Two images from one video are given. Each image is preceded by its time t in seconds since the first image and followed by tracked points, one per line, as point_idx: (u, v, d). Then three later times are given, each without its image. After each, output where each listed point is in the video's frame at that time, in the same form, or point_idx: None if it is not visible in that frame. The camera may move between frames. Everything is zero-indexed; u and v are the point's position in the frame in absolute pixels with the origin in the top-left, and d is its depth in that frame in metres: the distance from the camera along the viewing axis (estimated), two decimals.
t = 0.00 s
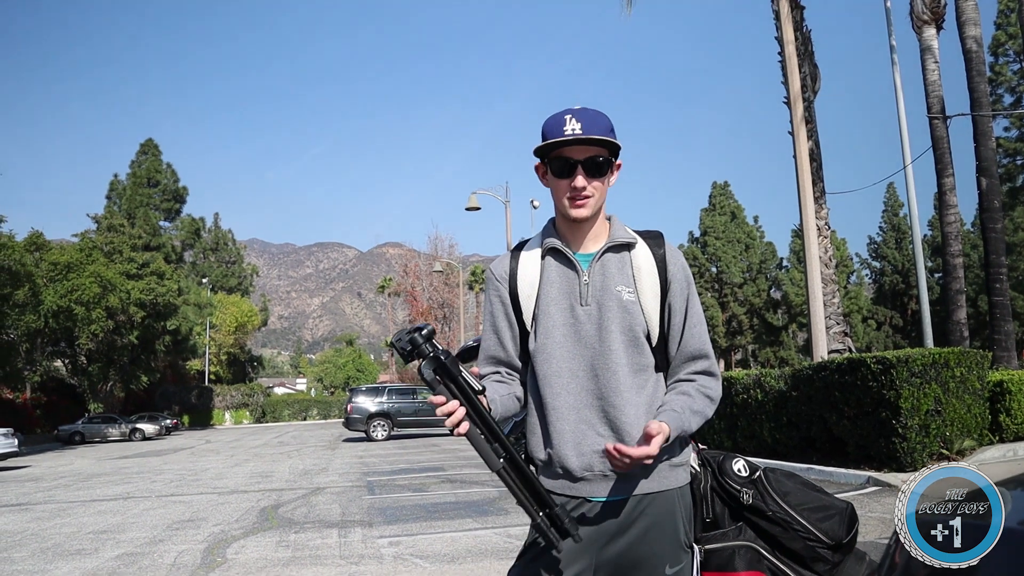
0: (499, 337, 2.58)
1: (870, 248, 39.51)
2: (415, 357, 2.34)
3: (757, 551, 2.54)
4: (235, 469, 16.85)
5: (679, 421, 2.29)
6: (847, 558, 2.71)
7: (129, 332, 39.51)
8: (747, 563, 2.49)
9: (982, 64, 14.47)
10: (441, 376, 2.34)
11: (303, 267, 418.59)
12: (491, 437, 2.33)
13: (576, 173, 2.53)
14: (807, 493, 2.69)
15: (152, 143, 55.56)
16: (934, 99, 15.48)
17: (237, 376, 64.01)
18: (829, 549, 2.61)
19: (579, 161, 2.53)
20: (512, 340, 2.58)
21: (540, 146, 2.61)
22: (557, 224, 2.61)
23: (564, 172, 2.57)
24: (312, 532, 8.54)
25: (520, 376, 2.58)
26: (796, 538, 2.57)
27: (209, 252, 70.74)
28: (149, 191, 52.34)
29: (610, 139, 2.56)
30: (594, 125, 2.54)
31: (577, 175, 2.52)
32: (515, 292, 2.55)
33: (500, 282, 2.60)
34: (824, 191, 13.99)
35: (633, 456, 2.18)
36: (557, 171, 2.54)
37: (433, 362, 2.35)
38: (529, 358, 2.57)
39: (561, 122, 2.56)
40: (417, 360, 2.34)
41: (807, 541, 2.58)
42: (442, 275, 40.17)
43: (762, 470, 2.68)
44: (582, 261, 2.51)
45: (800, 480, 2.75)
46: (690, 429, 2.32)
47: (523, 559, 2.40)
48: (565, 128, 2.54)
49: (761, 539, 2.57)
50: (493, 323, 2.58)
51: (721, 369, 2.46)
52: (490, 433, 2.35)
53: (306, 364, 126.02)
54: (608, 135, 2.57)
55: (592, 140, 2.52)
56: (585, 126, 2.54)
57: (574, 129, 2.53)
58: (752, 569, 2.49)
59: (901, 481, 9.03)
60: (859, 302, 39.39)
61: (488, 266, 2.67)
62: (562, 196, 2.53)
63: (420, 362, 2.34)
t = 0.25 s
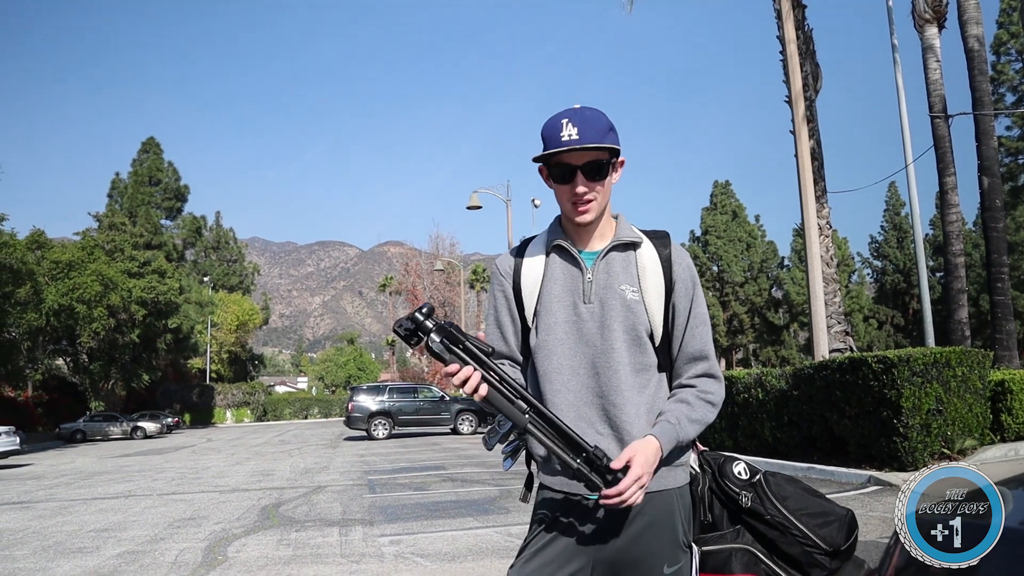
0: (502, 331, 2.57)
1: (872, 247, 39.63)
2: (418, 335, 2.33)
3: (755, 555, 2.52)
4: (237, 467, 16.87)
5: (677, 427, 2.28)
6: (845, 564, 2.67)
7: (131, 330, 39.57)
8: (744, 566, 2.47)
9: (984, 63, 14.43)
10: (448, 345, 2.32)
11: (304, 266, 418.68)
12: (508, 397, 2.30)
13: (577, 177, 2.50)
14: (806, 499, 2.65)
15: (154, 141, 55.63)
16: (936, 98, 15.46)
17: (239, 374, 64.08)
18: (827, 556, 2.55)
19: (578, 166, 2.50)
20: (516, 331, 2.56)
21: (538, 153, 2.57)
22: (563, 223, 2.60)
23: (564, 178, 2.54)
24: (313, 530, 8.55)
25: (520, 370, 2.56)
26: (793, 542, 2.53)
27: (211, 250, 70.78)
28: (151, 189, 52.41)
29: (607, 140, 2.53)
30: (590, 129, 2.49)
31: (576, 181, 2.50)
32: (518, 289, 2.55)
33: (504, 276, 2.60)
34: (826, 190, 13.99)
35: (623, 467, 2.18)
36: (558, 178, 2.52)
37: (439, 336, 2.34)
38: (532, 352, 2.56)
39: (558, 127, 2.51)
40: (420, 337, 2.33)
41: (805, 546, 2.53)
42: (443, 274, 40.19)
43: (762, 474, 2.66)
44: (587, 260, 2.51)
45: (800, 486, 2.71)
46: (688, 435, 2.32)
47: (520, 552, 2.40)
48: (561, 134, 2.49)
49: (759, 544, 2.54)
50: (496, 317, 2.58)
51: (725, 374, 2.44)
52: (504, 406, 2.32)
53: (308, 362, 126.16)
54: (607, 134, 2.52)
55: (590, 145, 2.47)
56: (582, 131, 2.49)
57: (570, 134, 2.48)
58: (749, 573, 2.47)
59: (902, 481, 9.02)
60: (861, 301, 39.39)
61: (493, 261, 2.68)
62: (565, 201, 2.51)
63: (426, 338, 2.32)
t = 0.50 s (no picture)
0: (506, 329, 2.57)
1: (873, 247, 39.70)
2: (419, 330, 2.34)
3: (755, 557, 2.52)
4: (237, 466, 16.87)
5: (680, 429, 2.28)
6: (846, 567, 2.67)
7: (131, 329, 39.57)
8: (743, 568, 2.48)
9: (985, 63, 14.38)
10: (450, 336, 2.33)
11: (305, 265, 418.66)
12: (511, 388, 2.30)
13: (581, 185, 2.49)
14: (807, 501, 2.64)
15: (155, 140, 55.65)
16: (937, 97, 15.43)
17: (240, 373, 64.09)
18: (827, 559, 2.54)
19: (583, 174, 2.47)
20: (520, 329, 2.56)
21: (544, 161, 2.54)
22: (568, 225, 2.60)
23: (570, 185, 2.52)
24: (314, 529, 8.55)
25: (524, 368, 2.56)
26: (793, 546, 2.53)
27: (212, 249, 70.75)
28: (151, 188, 52.42)
29: (614, 147, 2.50)
30: (595, 136, 2.46)
31: (582, 189, 2.48)
32: (523, 288, 2.55)
33: (508, 275, 2.61)
34: (827, 189, 13.99)
35: (621, 468, 2.17)
36: (563, 186, 2.50)
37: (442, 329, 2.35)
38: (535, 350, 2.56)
39: (562, 135, 2.48)
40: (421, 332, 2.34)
41: (805, 549, 2.53)
42: (443, 273, 40.17)
43: (763, 476, 2.65)
44: (592, 260, 2.51)
45: (801, 488, 2.70)
46: (691, 437, 2.31)
47: (520, 550, 2.39)
48: (565, 142, 2.47)
49: (759, 546, 2.55)
50: (500, 316, 2.58)
51: (728, 375, 2.44)
52: (510, 399, 2.32)
53: (309, 361, 126.12)
54: (612, 138, 2.49)
55: (594, 156, 2.44)
56: (586, 139, 2.46)
57: (574, 144, 2.46)
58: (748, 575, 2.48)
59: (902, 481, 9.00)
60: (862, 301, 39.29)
61: (498, 261, 2.68)
62: (570, 207, 2.50)
63: (428, 332, 2.33)
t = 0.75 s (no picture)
0: (508, 328, 2.57)
1: (874, 246, 39.70)
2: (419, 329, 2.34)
3: (756, 557, 2.52)
4: (237, 465, 16.87)
5: (682, 428, 2.27)
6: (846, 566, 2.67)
7: (132, 328, 39.57)
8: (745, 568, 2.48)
9: (987, 62, 14.37)
10: (451, 335, 2.33)
11: (306, 264, 418.69)
12: (511, 386, 2.30)
13: (583, 192, 2.47)
14: (809, 502, 2.63)
15: (156, 139, 55.68)
16: (939, 97, 15.42)
17: (240, 371, 64.11)
18: (827, 558, 2.54)
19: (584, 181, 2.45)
20: (523, 328, 2.56)
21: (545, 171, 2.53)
22: (570, 226, 2.59)
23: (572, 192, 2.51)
24: (314, 528, 8.55)
25: (526, 367, 2.56)
26: (794, 546, 2.53)
27: (213, 248, 70.70)
28: (152, 187, 52.44)
29: (617, 154, 2.48)
30: (595, 144, 2.45)
31: (583, 196, 2.47)
32: (526, 286, 2.55)
33: (511, 274, 2.60)
34: (828, 189, 13.99)
35: (620, 468, 2.17)
36: (566, 192, 2.49)
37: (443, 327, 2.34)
38: (538, 349, 2.56)
39: (563, 142, 2.47)
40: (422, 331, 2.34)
41: (806, 549, 2.53)
42: (444, 272, 40.15)
43: (764, 476, 2.65)
44: (596, 260, 2.51)
45: (802, 488, 2.70)
46: (694, 436, 2.31)
47: (522, 549, 2.39)
48: (566, 151, 2.45)
49: (760, 546, 2.55)
50: (503, 315, 2.57)
51: (730, 376, 2.44)
52: (513, 397, 2.32)
53: (310, 360, 126.19)
54: (614, 143, 2.48)
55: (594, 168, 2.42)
56: (587, 147, 2.44)
57: (574, 152, 2.45)
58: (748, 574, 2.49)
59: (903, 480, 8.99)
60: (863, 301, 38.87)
61: (501, 259, 2.68)
62: (573, 211, 2.49)
63: (428, 330, 2.32)
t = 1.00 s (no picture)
0: (509, 329, 2.57)
1: (876, 246, 39.69)
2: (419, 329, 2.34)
3: (757, 557, 2.51)
4: (239, 464, 16.87)
5: (683, 427, 2.27)
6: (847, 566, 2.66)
7: (133, 327, 39.61)
8: (744, 567, 2.49)
9: (988, 60, 14.34)
10: (450, 336, 2.33)
11: (307, 263, 418.67)
12: (511, 388, 2.30)
13: (583, 195, 2.47)
14: (810, 501, 2.63)
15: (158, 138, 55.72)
16: (940, 96, 15.40)
17: (241, 371, 64.15)
18: (828, 558, 2.54)
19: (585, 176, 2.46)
20: (524, 328, 2.56)
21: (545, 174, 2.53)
22: (572, 225, 2.59)
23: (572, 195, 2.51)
24: (315, 527, 8.55)
25: (526, 368, 2.56)
26: (795, 545, 2.53)
27: (214, 247, 70.68)
28: (153, 186, 52.47)
29: (617, 156, 2.48)
30: (595, 143, 2.45)
31: (584, 198, 2.46)
32: (526, 285, 2.55)
33: (512, 274, 2.60)
34: (829, 188, 13.98)
35: (621, 468, 2.17)
36: (565, 195, 2.49)
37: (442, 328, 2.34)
38: (538, 349, 2.56)
39: (563, 144, 2.47)
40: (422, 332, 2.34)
41: (807, 549, 2.53)
42: (445, 271, 40.14)
43: (766, 476, 2.65)
44: (597, 259, 2.50)
45: (803, 487, 2.69)
46: (693, 436, 2.31)
47: (522, 548, 2.39)
48: (566, 153, 2.46)
49: (761, 545, 2.55)
50: (504, 315, 2.57)
51: (730, 375, 2.44)
52: (514, 396, 2.32)
53: (311, 360, 126.28)
54: (614, 144, 2.48)
55: (597, 164, 2.42)
56: (587, 148, 2.44)
57: (574, 150, 2.45)
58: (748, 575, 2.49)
59: (905, 480, 8.98)
60: (865, 299, 38.76)
61: (501, 259, 2.67)
62: (574, 210, 2.49)
63: (428, 331, 2.32)
